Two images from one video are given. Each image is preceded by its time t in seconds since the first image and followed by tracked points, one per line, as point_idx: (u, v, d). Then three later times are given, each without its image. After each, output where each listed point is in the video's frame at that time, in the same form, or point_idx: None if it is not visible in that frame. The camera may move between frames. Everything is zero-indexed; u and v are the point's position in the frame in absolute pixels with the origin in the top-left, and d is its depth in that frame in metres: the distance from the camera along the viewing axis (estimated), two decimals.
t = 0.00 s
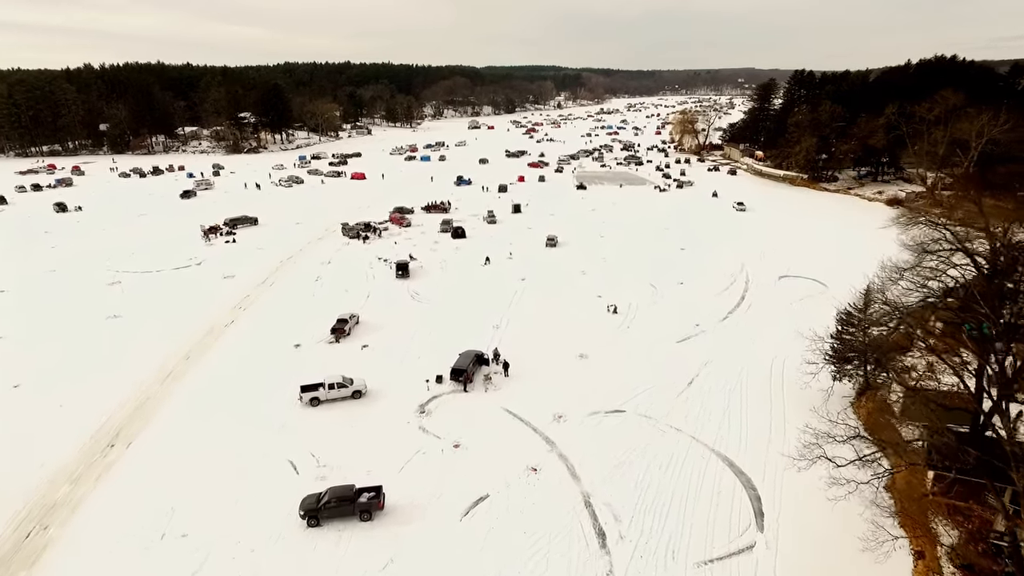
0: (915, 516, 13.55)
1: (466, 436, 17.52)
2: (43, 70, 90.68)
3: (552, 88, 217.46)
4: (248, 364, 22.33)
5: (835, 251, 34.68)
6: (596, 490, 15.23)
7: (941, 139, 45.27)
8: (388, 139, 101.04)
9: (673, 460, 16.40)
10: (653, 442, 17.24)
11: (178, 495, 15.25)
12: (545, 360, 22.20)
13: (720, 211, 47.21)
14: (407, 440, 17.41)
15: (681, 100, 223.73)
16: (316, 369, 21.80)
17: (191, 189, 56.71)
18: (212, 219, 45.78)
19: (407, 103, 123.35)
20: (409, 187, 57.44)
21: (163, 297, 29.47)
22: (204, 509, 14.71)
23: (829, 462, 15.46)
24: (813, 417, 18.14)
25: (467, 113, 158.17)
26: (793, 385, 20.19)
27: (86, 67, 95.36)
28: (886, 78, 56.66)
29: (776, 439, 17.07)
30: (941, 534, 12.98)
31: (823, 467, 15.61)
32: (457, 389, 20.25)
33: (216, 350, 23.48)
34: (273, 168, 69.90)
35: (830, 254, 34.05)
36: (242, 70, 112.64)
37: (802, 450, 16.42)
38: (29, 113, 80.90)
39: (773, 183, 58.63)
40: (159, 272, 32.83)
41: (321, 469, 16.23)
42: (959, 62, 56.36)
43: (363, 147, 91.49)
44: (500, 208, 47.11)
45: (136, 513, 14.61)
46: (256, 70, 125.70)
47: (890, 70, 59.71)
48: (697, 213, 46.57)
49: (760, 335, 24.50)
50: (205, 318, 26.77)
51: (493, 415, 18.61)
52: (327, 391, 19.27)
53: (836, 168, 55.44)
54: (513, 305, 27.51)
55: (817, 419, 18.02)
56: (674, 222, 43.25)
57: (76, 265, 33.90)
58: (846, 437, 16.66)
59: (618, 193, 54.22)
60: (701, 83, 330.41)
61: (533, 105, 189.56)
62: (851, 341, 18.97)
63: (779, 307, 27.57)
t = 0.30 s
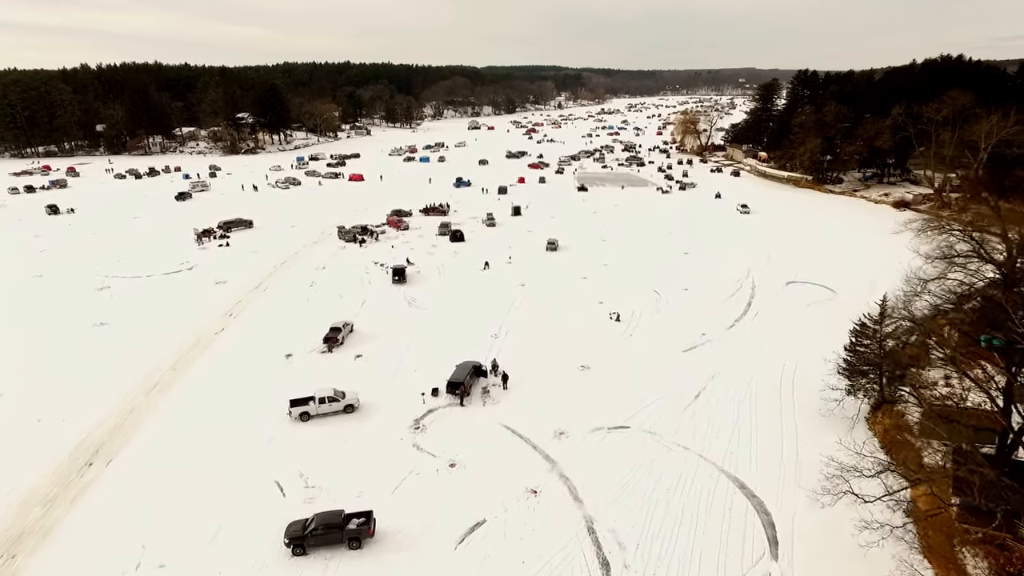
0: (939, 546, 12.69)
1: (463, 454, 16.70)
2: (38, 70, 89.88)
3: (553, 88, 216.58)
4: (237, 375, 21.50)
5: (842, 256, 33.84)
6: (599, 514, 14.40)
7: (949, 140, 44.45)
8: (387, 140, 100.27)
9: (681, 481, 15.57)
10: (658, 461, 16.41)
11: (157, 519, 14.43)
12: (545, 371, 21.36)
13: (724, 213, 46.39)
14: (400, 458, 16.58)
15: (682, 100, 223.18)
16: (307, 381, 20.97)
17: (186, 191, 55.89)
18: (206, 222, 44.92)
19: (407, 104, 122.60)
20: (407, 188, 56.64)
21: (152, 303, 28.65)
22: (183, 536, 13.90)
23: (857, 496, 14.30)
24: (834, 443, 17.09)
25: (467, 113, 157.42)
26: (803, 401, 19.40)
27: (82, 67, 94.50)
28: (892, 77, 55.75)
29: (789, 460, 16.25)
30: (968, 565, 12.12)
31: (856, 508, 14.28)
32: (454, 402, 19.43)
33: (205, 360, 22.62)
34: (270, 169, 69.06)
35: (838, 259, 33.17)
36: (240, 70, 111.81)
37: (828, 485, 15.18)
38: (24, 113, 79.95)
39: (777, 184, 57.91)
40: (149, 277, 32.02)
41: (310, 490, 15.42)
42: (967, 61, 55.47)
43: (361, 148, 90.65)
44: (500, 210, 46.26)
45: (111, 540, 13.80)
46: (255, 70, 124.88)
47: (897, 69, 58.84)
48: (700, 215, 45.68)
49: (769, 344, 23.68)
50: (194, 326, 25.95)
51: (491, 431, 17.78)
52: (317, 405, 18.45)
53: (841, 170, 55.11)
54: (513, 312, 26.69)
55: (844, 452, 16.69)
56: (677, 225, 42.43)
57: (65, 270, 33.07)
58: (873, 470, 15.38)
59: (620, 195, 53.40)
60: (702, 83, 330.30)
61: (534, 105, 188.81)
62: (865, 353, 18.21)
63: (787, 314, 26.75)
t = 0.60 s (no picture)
0: None
1: (459, 475, 15.83)
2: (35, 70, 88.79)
3: (554, 88, 215.61)
4: (226, 387, 20.64)
5: (851, 261, 32.98)
6: (604, 544, 13.51)
7: (958, 142, 43.62)
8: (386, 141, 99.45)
9: (689, 504, 14.70)
10: (666, 483, 15.52)
11: (132, 549, 13.57)
12: (545, 384, 20.49)
13: (728, 215, 45.49)
14: (393, 479, 15.73)
15: (683, 100, 222.39)
16: (298, 394, 20.13)
17: (181, 193, 55.03)
18: (201, 224, 44.09)
19: (407, 104, 121.76)
20: (406, 190, 55.80)
21: (141, 311, 27.81)
22: (160, 567, 13.05)
23: (891, 542, 12.95)
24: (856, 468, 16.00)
25: (468, 113, 156.79)
26: (817, 419, 18.45)
27: (79, 67, 93.62)
28: (898, 77, 54.89)
29: (807, 487, 15.27)
30: None
31: (889, 561, 12.77)
32: (451, 417, 18.60)
33: (192, 371, 21.76)
34: (268, 170, 68.21)
35: (846, 265, 32.33)
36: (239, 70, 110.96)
37: (858, 528, 13.71)
38: (20, 114, 79.04)
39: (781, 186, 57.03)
40: (139, 282, 31.17)
41: (296, 515, 14.56)
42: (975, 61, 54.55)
43: (360, 149, 89.80)
44: (500, 213, 45.43)
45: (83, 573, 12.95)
46: (254, 70, 124.02)
47: (903, 69, 57.91)
48: (704, 218, 44.82)
49: (779, 354, 22.80)
50: (183, 334, 25.12)
51: (490, 450, 16.91)
52: (307, 422, 17.57)
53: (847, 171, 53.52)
54: (513, 321, 25.83)
55: (879, 494, 15.03)
56: (680, 228, 41.58)
57: (53, 276, 32.21)
58: (908, 514, 13.91)
59: (622, 196, 52.55)
60: (703, 83, 329.56)
61: (535, 105, 188.01)
62: (883, 366, 17.33)
63: (796, 321, 25.88)
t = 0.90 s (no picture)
0: None
1: (456, 499, 14.92)
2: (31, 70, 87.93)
3: (555, 88, 214.77)
4: (212, 400, 19.73)
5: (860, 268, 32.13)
6: None
7: (969, 142, 42.67)
8: (386, 141, 98.66)
9: (701, 533, 13.78)
10: (675, 508, 14.61)
11: None
12: (547, 398, 19.57)
13: (733, 218, 44.59)
14: (386, 503, 14.83)
15: (685, 100, 221.67)
16: (288, 409, 19.23)
17: (177, 194, 54.19)
18: (196, 227, 43.24)
19: (407, 104, 120.88)
20: (405, 192, 54.95)
21: (129, 319, 26.94)
22: None
23: None
24: (880, 497, 14.95)
25: (468, 113, 156.04)
26: (835, 438, 17.50)
27: (76, 67, 92.82)
28: (906, 76, 53.93)
29: (829, 516, 14.29)
30: None
31: None
32: (448, 435, 17.64)
33: (178, 383, 20.83)
34: (266, 171, 67.39)
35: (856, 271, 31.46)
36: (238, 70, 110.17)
37: None
38: (16, 114, 78.25)
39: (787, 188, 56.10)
40: (129, 288, 30.33)
41: (282, 544, 13.67)
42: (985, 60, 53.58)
43: (360, 149, 88.97)
44: (501, 215, 44.53)
45: None
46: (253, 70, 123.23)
47: (910, 69, 56.94)
48: (709, 220, 43.91)
49: (789, 365, 21.92)
50: (171, 343, 24.24)
51: (488, 471, 16.01)
52: (296, 440, 16.64)
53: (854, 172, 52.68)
54: (513, 329, 24.89)
55: (925, 549, 13.22)
56: (685, 231, 40.67)
57: (41, 281, 31.37)
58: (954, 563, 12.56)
59: (625, 198, 51.65)
60: (705, 83, 328.60)
61: (536, 105, 187.19)
62: (904, 384, 16.39)
63: (807, 330, 24.94)
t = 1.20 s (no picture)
0: None
1: (453, 527, 14.00)
2: (28, 70, 87.14)
3: (557, 88, 213.88)
4: (198, 416, 18.82)
5: (872, 275, 31.23)
6: None
7: (982, 143, 41.72)
8: (387, 142, 97.76)
9: (715, 565, 12.85)
10: (686, 537, 13.69)
11: None
12: (550, 414, 18.63)
13: (739, 221, 43.67)
14: (378, 531, 13.93)
15: (687, 100, 221.18)
16: (278, 425, 18.33)
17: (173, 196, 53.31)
18: (191, 230, 42.41)
19: (408, 104, 119.98)
20: (405, 193, 54.06)
21: (116, 327, 26.08)
22: None
23: None
24: (905, 528, 13.96)
25: (470, 113, 155.18)
26: (854, 459, 16.53)
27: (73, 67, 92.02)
28: (915, 76, 52.88)
29: (852, 549, 13.35)
30: None
31: None
32: (445, 454, 16.72)
33: (163, 397, 19.93)
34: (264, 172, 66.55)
35: (867, 279, 30.57)
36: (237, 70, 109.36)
37: None
38: (13, 114, 77.40)
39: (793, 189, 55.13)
40: (119, 294, 29.50)
41: None
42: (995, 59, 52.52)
43: (360, 150, 88.13)
44: (502, 218, 43.64)
45: None
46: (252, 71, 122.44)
47: (918, 68, 55.92)
48: (715, 223, 42.98)
49: (801, 377, 20.99)
50: (158, 354, 23.37)
51: (487, 495, 15.07)
52: (284, 461, 15.73)
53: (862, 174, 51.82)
54: (514, 339, 23.93)
55: None
56: (690, 234, 39.71)
57: (28, 287, 30.55)
58: None
59: (628, 200, 50.73)
60: (707, 83, 327.68)
61: (537, 105, 186.33)
62: (929, 403, 15.35)
63: (820, 339, 23.97)
